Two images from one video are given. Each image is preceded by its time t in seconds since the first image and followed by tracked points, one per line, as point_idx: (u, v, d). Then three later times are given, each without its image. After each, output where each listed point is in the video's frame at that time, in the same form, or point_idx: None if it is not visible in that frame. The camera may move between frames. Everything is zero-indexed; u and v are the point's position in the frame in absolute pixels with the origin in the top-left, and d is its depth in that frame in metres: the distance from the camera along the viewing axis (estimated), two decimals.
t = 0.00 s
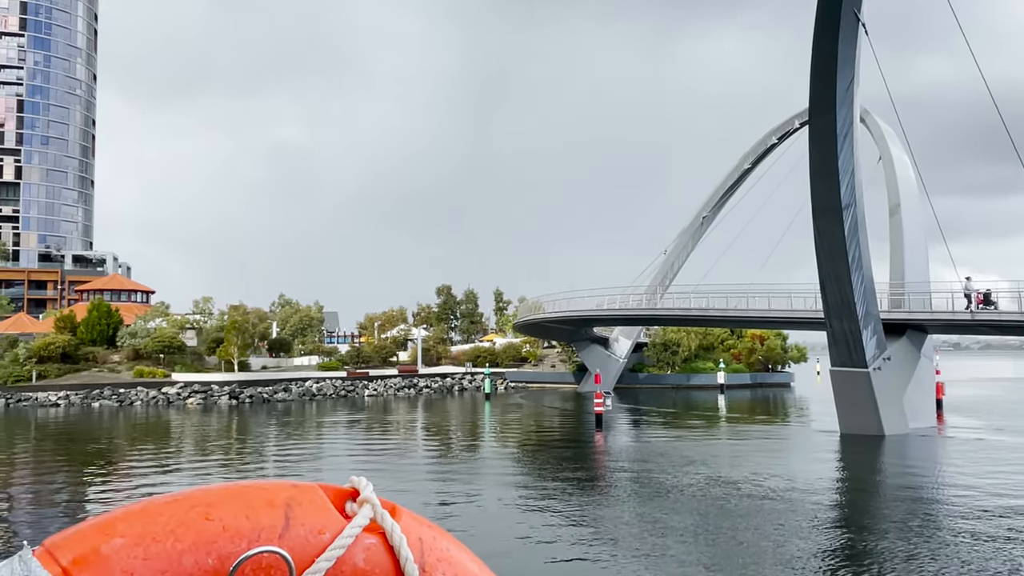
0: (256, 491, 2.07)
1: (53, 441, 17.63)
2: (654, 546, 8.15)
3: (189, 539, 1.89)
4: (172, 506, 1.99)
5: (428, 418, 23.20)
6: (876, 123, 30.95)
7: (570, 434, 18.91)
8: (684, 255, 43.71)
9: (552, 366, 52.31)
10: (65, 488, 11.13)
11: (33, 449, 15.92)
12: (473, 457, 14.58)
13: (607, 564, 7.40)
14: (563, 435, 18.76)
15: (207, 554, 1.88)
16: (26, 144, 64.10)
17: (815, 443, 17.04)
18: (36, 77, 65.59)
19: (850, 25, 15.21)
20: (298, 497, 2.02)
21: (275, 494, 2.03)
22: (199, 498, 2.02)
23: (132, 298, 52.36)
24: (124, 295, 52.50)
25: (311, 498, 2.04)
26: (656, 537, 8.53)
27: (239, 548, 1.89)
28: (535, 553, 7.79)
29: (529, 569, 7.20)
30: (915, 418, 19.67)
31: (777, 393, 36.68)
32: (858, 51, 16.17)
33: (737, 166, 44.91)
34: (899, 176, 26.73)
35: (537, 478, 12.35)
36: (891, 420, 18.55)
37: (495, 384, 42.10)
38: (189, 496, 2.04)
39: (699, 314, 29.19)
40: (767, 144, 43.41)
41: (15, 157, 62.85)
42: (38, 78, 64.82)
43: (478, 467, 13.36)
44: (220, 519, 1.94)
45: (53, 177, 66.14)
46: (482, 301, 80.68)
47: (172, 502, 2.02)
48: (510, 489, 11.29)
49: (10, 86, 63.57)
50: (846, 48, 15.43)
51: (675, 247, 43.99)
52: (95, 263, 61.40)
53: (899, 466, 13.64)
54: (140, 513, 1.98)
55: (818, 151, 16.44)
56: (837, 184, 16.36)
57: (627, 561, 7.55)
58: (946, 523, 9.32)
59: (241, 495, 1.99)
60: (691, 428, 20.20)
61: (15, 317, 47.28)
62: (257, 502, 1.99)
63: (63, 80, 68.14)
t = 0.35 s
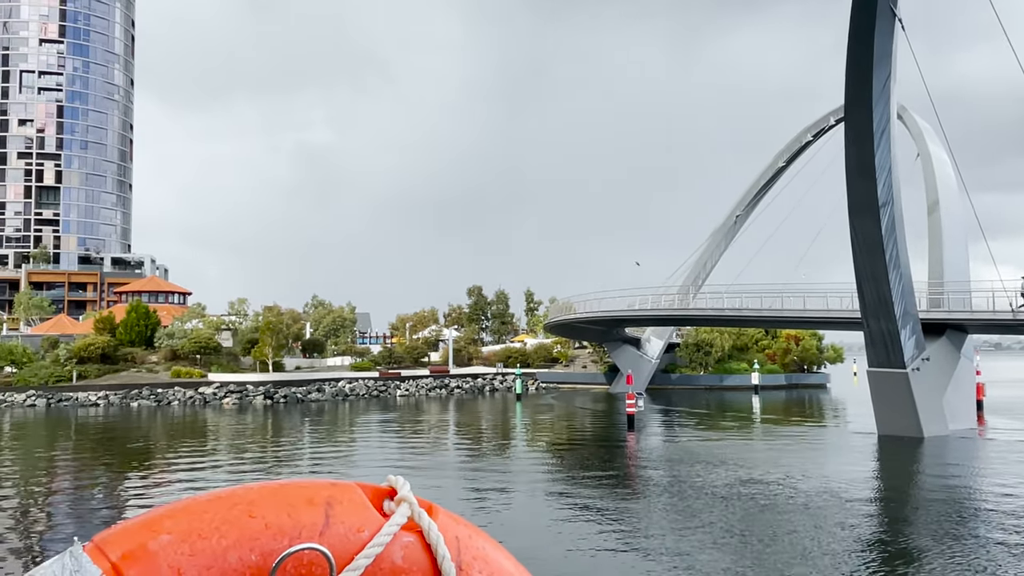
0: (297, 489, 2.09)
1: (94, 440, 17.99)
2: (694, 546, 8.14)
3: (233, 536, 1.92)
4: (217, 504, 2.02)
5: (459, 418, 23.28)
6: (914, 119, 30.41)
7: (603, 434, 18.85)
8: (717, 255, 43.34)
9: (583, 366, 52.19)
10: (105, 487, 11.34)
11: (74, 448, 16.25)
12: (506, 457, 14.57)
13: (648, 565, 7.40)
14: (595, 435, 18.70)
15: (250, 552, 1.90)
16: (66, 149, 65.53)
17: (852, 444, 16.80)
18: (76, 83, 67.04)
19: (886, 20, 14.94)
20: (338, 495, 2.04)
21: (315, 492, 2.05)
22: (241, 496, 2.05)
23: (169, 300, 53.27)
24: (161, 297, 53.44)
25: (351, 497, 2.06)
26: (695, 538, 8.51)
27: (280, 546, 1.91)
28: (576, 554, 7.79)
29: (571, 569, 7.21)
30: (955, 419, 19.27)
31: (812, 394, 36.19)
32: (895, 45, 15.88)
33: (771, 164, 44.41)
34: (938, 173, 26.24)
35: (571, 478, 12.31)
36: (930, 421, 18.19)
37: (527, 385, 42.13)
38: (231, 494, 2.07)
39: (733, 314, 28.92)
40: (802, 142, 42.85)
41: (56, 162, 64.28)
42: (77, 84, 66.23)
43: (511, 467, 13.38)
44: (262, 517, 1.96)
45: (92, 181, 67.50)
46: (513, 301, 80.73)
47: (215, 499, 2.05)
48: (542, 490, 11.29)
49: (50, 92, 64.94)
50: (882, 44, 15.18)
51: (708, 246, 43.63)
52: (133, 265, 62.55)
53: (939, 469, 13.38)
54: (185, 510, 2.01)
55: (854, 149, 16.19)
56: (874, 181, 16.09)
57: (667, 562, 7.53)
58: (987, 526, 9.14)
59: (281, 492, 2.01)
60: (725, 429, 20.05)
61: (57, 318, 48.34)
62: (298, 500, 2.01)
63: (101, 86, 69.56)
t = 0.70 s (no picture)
0: (330, 488, 2.10)
1: (128, 439, 18.29)
2: (722, 547, 8.11)
3: (267, 534, 1.94)
4: (251, 503, 2.04)
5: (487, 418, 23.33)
6: (948, 116, 29.89)
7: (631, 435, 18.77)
8: (746, 254, 42.94)
9: (612, 367, 52.00)
10: (139, 486, 11.49)
11: (109, 447, 16.49)
12: (534, 458, 14.57)
13: (674, 565, 7.40)
14: (624, 437, 18.64)
15: (285, 549, 1.92)
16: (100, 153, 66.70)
17: (886, 446, 16.55)
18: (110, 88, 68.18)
19: (919, 16, 14.70)
20: (369, 494, 2.06)
21: (348, 491, 2.07)
22: (276, 494, 2.07)
23: (201, 301, 54.03)
24: (193, 298, 54.22)
25: (383, 495, 2.08)
26: (724, 539, 8.45)
27: (314, 543, 1.94)
28: (604, 553, 7.82)
29: (596, 568, 7.23)
30: (991, 420, 18.90)
31: (844, 394, 35.71)
32: (928, 41, 15.63)
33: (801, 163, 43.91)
34: (973, 170, 25.77)
35: (598, 479, 12.30)
36: (966, 423, 17.85)
37: (554, 385, 42.10)
38: (265, 492, 2.09)
39: (763, 314, 28.64)
40: (833, 139, 42.30)
41: (91, 166, 65.42)
42: (111, 89, 67.34)
43: (539, 467, 13.38)
44: (296, 515, 1.98)
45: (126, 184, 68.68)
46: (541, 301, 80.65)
47: (250, 497, 2.08)
48: (570, 490, 11.30)
49: (85, 97, 66.12)
50: (915, 40, 14.95)
51: (737, 246, 43.25)
52: (166, 267, 63.46)
53: (973, 470, 13.18)
54: (222, 509, 2.04)
55: (886, 146, 15.96)
56: (907, 179, 15.85)
57: (694, 562, 7.52)
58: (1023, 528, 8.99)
59: (315, 491, 2.03)
60: (755, 430, 19.87)
61: (93, 320, 49.21)
62: (331, 500, 2.03)
63: (134, 90, 70.64)
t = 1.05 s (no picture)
0: (360, 488, 2.12)
1: (157, 438, 18.55)
2: (748, 549, 8.07)
3: (299, 533, 1.96)
4: (284, 501, 2.06)
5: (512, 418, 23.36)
6: (979, 113, 29.40)
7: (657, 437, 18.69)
8: (773, 254, 42.57)
9: (637, 368, 51.81)
10: (169, 484, 11.65)
11: (140, 447, 16.70)
12: (559, 458, 14.57)
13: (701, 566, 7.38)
14: (649, 437, 18.58)
15: (316, 548, 1.94)
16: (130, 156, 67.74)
17: (917, 447, 16.34)
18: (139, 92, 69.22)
19: (950, 12, 14.47)
20: (399, 494, 2.07)
21: (378, 491, 2.09)
22: (306, 494, 2.09)
23: (229, 302, 54.66)
24: (221, 299, 54.90)
25: (412, 496, 2.09)
26: (749, 541, 8.41)
27: (344, 543, 1.95)
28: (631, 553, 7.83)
29: (618, 569, 7.25)
30: None
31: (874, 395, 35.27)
32: (958, 36, 15.38)
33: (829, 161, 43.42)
34: (1006, 167, 25.31)
35: (623, 480, 12.28)
36: (999, 424, 17.55)
37: (579, 386, 42.04)
38: (297, 492, 2.11)
39: (790, 314, 28.36)
40: (862, 137, 41.78)
41: (121, 169, 66.38)
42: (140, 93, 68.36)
43: (564, 468, 13.38)
44: (326, 515, 2.00)
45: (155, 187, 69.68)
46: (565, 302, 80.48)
47: (282, 497, 2.10)
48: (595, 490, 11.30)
49: (115, 101, 67.21)
50: (945, 36, 14.72)
51: (764, 245, 42.88)
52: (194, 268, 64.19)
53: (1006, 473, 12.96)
54: (255, 508, 2.06)
55: (916, 144, 15.74)
56: (937, 177, 15.62)
57: (718, 564, 7.50)
58: None
59: (345, 491, 2.05)
60: (783, 431, 19.70)
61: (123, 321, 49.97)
62: (361, 500, 2.04)
63: (163, 93, 71.65)
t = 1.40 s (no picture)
0: (391, 487, 2.13)
1: (183, 437, 18.77)
2: (775, 550, 8.05)
3: (330, 532, 1.97)
4: (315, 501, 2.07)
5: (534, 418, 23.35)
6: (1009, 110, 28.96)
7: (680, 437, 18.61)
8: (797, 253, 42.19)
9: (659, 368, 51.59)
10: (196, 482, 11.76)
11: (166, 445, 16.90)
12: (581, 458, 14.56)
13: (728, 567, 7.38)
14: (672, 437, 18.52)
15: (347, 548, 1.95)
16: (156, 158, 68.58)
17: (945, 448, 16.14)
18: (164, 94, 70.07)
19: (978, 7, 14.25)
20: (429, 494, 2.08)
21: (408, 492, 2.09)
22: (337, 493, 2.09)
23: (253, 302, 55.14)
24: (245, 299, 55.42)
25: (442, 495, 2.09)
26: (775, 542, 8.38)
27: (375, 543, 1.96)
28: (658, 554, 7.84)
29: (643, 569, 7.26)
30: None
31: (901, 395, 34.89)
32: (987, 31, 15.15)
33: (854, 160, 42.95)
34: None
35: (646, 480, 12.26)
36: None
37: (602, 386, 41.95)
38: (328, 491, 2.12)
39: (815, 313, 28.10)
40: (888, 135, 41.28)
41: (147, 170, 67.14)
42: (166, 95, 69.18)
43: (586, 468, 13.36)
44: (358, 514, 2.01)
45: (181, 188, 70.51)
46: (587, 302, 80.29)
47: (313, 495, 2.11)
48: (618, 491, 11.31)
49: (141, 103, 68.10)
50: (973, 32, 14.50)
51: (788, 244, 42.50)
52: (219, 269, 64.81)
53: None
54: (285, 507, 2.07)
55: (944, 141, 15.53)
56: (966, 175, 15.39)
57: (745, 564, 7.49)
58: None
59: (377, 490, 2.06)
60: (808, 432, 19.53)
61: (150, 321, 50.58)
62: (392, 499, 2.04)
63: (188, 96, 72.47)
